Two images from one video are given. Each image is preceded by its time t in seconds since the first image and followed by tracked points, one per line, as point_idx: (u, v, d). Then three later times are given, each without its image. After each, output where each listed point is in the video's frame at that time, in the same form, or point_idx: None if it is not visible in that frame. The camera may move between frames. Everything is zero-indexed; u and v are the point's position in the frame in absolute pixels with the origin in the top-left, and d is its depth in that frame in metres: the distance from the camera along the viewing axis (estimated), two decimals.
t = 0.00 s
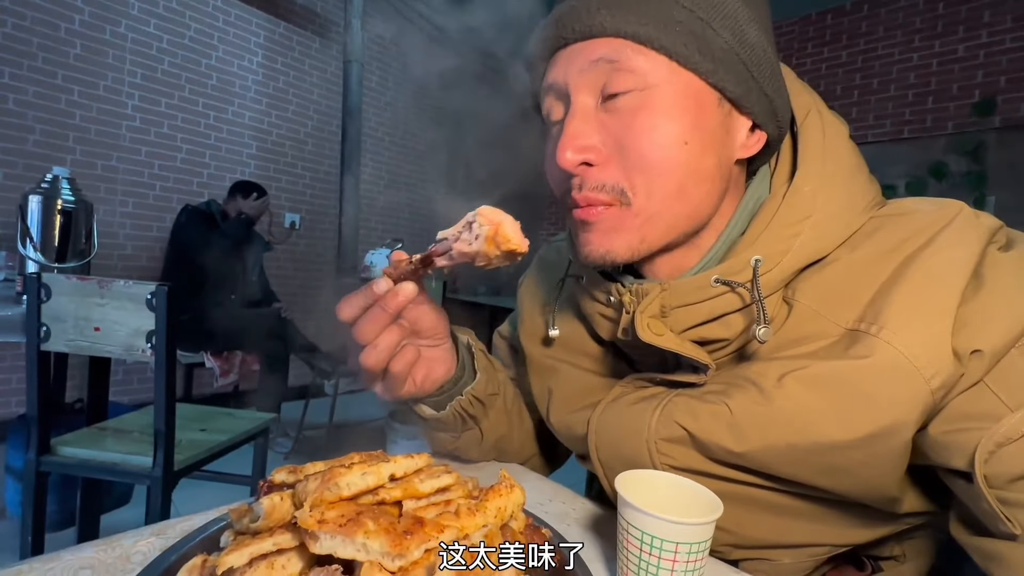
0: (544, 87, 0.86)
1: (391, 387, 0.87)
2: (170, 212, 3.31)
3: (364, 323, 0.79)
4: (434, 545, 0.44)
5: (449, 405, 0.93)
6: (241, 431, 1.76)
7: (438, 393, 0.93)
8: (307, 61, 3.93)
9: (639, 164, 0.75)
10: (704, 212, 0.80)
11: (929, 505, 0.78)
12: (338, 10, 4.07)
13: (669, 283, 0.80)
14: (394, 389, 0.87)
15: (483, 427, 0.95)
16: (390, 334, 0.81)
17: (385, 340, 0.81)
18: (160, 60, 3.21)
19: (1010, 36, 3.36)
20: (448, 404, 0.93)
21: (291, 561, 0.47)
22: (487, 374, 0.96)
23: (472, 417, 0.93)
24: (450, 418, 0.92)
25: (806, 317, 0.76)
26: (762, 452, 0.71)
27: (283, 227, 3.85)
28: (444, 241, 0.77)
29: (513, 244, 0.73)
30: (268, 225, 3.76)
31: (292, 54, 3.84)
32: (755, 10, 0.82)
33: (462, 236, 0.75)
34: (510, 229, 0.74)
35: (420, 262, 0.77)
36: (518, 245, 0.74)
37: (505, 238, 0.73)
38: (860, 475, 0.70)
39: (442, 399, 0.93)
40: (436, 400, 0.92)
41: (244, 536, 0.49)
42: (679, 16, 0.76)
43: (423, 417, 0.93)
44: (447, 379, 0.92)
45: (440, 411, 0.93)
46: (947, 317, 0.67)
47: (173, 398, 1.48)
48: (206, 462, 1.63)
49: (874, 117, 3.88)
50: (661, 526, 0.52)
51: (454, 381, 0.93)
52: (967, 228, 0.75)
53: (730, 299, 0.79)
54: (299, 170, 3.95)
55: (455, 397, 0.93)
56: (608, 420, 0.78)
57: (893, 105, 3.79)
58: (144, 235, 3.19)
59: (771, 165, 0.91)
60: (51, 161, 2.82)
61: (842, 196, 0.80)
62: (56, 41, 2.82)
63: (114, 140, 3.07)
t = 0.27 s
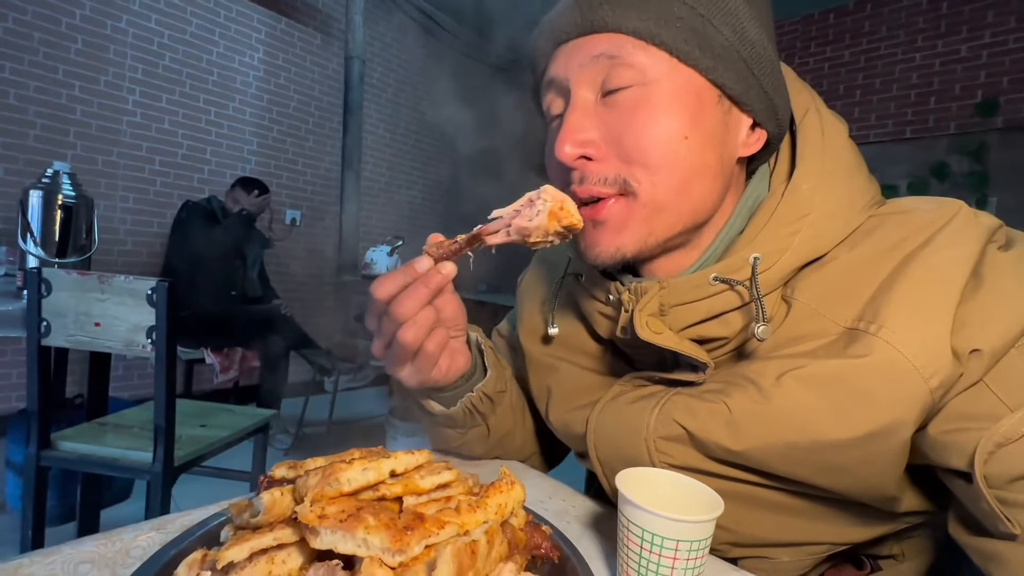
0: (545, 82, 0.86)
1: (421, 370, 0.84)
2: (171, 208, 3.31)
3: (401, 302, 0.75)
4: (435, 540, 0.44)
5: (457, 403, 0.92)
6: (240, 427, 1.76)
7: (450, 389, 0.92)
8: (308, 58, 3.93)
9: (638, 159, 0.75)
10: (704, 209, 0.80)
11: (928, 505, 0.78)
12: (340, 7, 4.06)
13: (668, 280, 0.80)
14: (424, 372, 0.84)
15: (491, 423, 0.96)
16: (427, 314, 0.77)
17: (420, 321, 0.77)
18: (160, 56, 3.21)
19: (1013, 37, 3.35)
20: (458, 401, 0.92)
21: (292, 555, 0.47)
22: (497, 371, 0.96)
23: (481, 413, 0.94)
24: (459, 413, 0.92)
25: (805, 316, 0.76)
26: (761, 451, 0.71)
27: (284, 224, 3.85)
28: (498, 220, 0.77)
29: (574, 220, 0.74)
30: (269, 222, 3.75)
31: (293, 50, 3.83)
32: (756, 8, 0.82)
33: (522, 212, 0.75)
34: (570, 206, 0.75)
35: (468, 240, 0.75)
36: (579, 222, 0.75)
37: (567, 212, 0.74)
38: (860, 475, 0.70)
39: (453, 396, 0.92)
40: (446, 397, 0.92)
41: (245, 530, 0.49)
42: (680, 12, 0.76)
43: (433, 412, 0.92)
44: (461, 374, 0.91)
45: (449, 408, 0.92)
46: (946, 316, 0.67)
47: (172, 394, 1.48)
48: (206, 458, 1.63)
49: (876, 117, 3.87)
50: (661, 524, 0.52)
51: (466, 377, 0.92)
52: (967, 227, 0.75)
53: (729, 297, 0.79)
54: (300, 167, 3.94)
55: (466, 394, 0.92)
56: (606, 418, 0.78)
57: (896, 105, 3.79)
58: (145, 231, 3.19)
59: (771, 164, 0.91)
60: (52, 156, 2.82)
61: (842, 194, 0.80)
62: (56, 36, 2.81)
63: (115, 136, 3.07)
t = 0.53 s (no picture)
0: (551, 74, 0.87)
1: (439, 362, 0.83)
2: (173, 205, 3.32)
3: (419, 296, 0.73)
4: (439, 531, 0.45)
5: (463, 399, 0.93)
6: (242, 423, 1.76)
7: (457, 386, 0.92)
8: (310, 55, 3.93)
9: (640, 151, 0.75)
10: (706, 205, 0.80)
11: (928, 500, 0.78)
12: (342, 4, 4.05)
13: (670, 276, 0.80)
14: (442, 364, 0.84)
15: (495, 421, 0.96)
16: (445, 307, 0.76)
17: (439, 315, 0.75)
18: (163, 52, 3.21)
19: (1017, 37, 3.35)
20: (463, 398, 0.92)
21: (297, 545, 0.47)
22: (501, 367, 0.96)
23: (486, 410, 0.93)
24: (464, 410, 0.92)
25: (806, 311, 0.76)
26: (761, 446, 0.71)
27: (285, 221, 3.85)
28: (521, 214, 0.83)
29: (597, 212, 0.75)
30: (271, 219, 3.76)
31: (295, 47, 3.84)
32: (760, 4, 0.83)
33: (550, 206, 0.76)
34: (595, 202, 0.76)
35: (490, 232, 0.81)
36: (602, 214, 0.76)
37: (590, 203, 0.75)
38: (859, 470, 0.70)
39: (460, 393, 0.92)
40: (453, 393, 0.92)
41: (249, 519, 0.50)
42: (685, 8, 0.77)
43: (439, 409, 0.93)
44: (468, 371, 0.92)
45: (454, 405, 0.92)
46: (948, 313, 0.67)
47: (174, 389, 1.48)
48: (207, 453, 1.63)
49: (879, 117, 3.86)
50: (662, 516, 0.52)
51: (472, 374, 0.92)
52: (969, 223, 0.75)
53: (731, 292, 0.79)
54: (303, 164, 3.95)
55: (471, 391, 0.92)
56: (608, 414, 0.78)
57: (899, 105, 3.78)
58: (147, 227, 3.20)
59: (773, 161, 0.91)
60: (55, 152, 2.83)
61: (843, 190, 0.80)
62: (59, 32, 2.81)
63: (117, 132, 3.07)
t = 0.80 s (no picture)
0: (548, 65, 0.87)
1: (475, 355, 0.83)
2: (173, 203, 3.31)
3: (461, 289, 0.74)
4: (438, 529, 0.45)
5: (475, 399, 0.92)
6: (241, 422, 1.76)
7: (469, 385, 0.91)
8: (311, 54, 3.93)
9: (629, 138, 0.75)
10: (700, 195, 0.78)
11: (927, 501, 0.78)
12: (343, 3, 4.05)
13: (669, 276, 0.80)
14: (478, 356, 0.83)
15: (502, 418, 0.97)
16: (485, 299, 0.76)
17: (480, 306, 0.76)
18: (163, 50, 3.21)
19: (1017, 39, 3.35)
20: (476, 398, 0.92)
21: (296, 542, 0.48)
22: (511, 368, 0.96)
23: (496, 409, 0.94)
24: (476, 410, 0.92)
25: (806, 312, 0.76)
26: (761, 446, 0.71)
27: (285, 219, 3.85)
28: (555, 208, 0.79)
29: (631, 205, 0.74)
30: (270, 217, 3.76)
31: (295, 46, 3.83)
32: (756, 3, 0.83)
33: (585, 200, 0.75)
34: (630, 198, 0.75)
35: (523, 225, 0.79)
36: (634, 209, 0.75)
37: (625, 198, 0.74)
38: (858, 470, 0.70)
39: (472, 392, 0.92)
40: (467, 393, 0.91)
41: (248, 517, 0.50)
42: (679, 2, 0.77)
43: (451, 409, 0.92)
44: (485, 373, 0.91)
45: (466, 405, 0.92)
46: (947, 314, 0.67)
47: (173, 388, 1.48)
48: (205, 452, 1.63)
49: (879, 119, 3.87)
50: (661, 516, 0.52)
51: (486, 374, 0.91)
52: (969, 224, 0.75)
53: (731, 293, 0.79)
54: (302, 163, 3.94)
55: (484, 390, 0.92)
56: (607, 415, 0.78)
57: (898, 107, 3.79)
58: (146, 225, 3.19)
59: (772, 163, 0.91)
60: (54, 150, 2.82)
61: (842, 191, 0.80)
62: (59, 29, 2.81)
63: (117, 130, 3.07)
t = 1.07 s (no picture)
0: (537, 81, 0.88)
1: (483, 347, 0.82)
2: (172, 201, 3.30)
3: (471, 279, 0.73)
4: (440, 527, 0.44)
5: (480, 395, 0.91)
6: (240, 421, 1.76)
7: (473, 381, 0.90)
8: (311, 53, 3.92)
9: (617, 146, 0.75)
10: (694, 201, 0.78)
11: (929, 500, 0.78)
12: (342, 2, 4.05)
13: (668, 277, 0.80)
14: (485, 349, 0.82)
15: (505, 416, 0.97)
16: (496, 291, 0.75)
17: (490, 297, 0.75)
18: (162, 48, 3.21)
19: (1017, 41, 3.36)
20: (481, 394, 0.91)
21: (298, 539, 0.47)
22: (516, 364, 0.95)
23: (500, 405, 0.93)
24: (481, 406, 0.91)
25: (807, 311, 0.76)
26: (762, 445, 0.71)
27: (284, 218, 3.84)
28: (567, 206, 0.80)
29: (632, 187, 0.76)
30: (269, 216, 3.75)
31: (295, 45, 3.83)
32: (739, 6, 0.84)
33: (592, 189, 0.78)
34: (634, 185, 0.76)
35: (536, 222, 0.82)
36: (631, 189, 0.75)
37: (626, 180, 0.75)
38: (860, 470, 0.70)
39: (477, 388, 0.91)
40: (472, 388, 0.90)
41: (250, 514, 0.49)
42: (661, 6, 0.76)
43: (456, 404, 0.92)
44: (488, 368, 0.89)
45: (471, 400, 0.92)
46: (948, 313, 0.67)
47: (172, 386, 1.48)
48: (203, 451, 1.62)
49: (878, 120, 3.87)
50: (665, 514, 0.52)
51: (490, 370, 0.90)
52: (970, 222, 0.75)
53: (730, 293, 0.79)
54: (302, 162, 3.93)
55: (489, 386, 0.91)
56: (608, 415, 0.78)
57: (898, 108, 3.79)
58: (145, 223, 3.19)
59: (770, 160, 0.91)
60: (53, 147, 2.82)
61: (841, 190, 0.80)
62: (58, 27, 2.80)
63: (116, 128, 3.06)
